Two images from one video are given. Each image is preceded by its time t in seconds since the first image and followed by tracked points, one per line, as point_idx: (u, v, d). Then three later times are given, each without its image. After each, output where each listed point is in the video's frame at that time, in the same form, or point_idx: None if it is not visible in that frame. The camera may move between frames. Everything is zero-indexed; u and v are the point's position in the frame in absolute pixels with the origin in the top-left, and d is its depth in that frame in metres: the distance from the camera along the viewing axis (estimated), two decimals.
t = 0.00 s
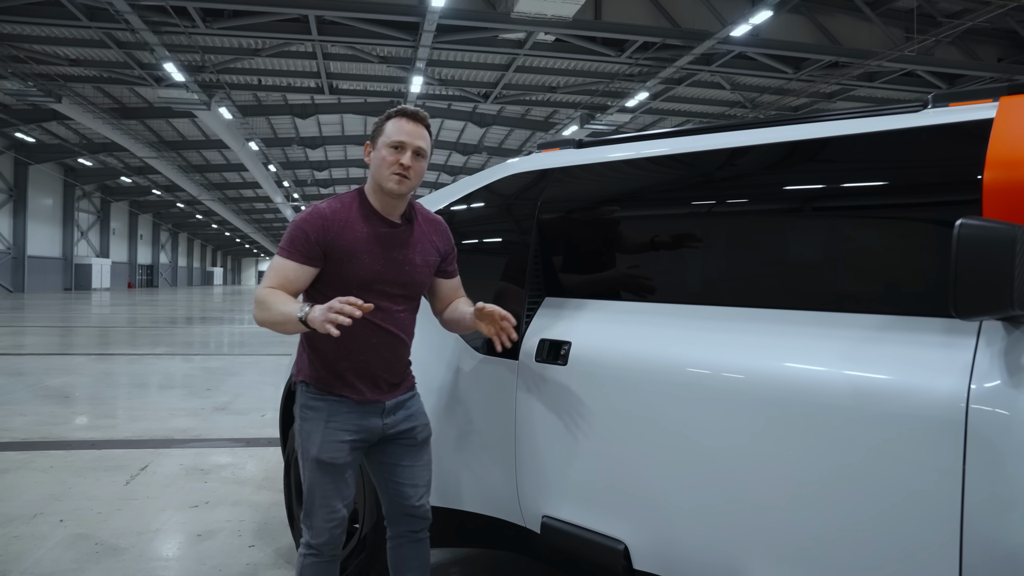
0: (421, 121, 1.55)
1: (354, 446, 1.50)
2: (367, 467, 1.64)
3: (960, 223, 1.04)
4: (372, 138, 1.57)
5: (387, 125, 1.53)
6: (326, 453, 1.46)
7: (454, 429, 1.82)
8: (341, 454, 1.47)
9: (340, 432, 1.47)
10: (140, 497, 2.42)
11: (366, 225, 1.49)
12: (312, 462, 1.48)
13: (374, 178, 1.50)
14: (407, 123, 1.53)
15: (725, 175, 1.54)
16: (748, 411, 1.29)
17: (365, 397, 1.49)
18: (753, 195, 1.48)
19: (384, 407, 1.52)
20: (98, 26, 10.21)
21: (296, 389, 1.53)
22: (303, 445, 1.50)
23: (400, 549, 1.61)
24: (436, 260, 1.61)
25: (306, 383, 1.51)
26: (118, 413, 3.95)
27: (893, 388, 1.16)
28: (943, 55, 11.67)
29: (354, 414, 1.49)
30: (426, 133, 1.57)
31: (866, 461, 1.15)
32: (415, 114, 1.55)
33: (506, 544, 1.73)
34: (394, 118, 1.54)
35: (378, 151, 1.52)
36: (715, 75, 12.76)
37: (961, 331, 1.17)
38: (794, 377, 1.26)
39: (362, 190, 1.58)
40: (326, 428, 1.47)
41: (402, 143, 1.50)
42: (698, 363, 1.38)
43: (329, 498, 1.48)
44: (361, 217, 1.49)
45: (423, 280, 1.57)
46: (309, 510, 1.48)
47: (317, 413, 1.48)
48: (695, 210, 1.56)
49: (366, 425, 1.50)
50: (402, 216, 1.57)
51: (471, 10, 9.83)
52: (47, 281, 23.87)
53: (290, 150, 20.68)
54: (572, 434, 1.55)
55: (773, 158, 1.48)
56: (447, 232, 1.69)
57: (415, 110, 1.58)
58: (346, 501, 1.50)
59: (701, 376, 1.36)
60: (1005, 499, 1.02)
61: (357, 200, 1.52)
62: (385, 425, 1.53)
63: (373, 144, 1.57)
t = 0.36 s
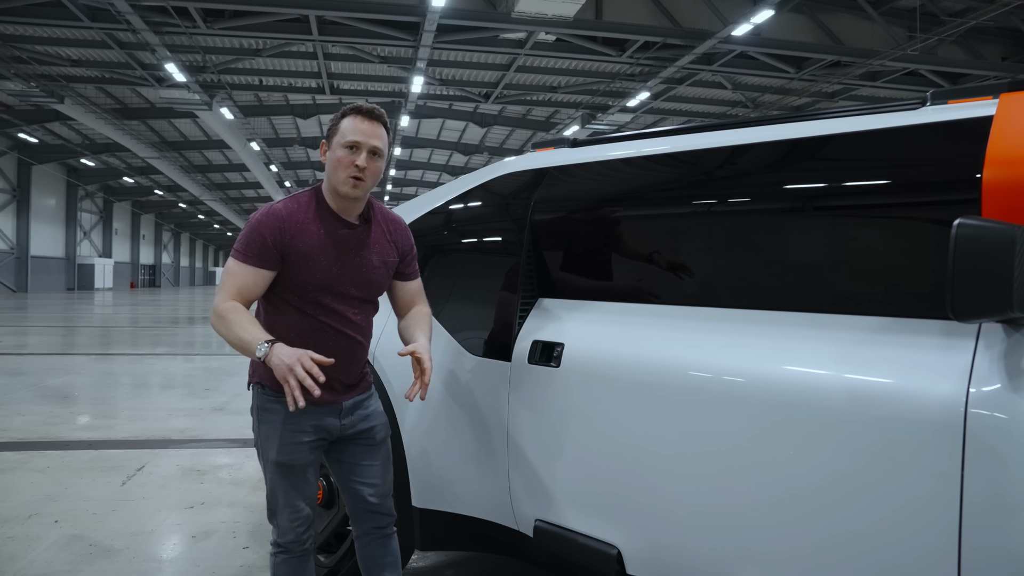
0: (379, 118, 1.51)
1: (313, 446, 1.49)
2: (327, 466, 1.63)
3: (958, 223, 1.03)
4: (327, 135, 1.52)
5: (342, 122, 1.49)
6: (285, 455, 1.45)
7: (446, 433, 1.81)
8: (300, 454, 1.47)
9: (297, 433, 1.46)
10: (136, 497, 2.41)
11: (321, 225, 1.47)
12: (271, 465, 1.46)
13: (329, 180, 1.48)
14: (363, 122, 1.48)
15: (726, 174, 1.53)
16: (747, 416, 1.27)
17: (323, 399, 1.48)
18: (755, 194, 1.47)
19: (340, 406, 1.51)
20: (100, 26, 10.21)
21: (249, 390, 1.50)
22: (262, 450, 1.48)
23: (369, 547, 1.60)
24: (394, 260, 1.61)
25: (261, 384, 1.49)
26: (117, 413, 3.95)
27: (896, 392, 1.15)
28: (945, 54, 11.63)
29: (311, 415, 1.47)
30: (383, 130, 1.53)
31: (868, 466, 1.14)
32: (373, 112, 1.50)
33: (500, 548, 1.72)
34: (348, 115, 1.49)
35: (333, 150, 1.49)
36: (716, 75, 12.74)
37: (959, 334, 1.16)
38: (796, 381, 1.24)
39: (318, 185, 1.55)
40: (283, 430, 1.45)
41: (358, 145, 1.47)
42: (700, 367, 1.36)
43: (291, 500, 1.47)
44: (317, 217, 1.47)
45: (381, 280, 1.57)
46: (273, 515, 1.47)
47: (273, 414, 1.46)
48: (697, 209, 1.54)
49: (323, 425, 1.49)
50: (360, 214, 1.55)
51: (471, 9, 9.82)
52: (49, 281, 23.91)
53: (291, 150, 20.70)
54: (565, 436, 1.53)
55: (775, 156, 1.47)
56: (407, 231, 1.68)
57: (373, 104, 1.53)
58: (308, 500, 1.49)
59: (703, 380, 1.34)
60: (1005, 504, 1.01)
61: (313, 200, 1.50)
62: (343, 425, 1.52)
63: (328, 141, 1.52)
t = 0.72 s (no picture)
0: (367, 119, 1.51)
1: (303, 450, 1.49)
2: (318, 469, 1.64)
3: (971, 222, 1.00)
4: (314, 137, 1.52)
5: (329, 123, 1.49)
6: (274, 460, 1.45)
7: (451, 435, 1.79)
8: (290, 459, 1.46)
9: (286, 438, 1.46)
10: (145, 499, 2.42)
11: (307, 228, 1.47)
12: (262, 470, 1.47)
13: (316, 182, 1.48)
14: (350, 123, 1.48)
15: (737, 173, 1.50)
16: (755, 419, 1.25)
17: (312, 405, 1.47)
18: (766, 194, 1.45)
19: (328, 411, 1.50)
20: (113, 30, 10.32)
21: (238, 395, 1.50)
22: (252, 455, 1.48)
23: (364, 548, 1.61)
24: (384, 261, 1.60)
25: (249, 390, 1.48)
26: (129, 414, 3.98)
27: (912, 398, 1.12)
28: (962, 53, 11.50)
29: (300, 420, 1.47)
30: (371, 132, 1.53)
31: (872, 467, 1.12)
32: (360, 113, 1.51)
33: (506, 552, 1.71)
34: (334, 117, 1.49)
35: (320, 153, 1.49)
36: (728, 75, 12.66)
37: (971, 336, 1.14)
38: (809, 386, 1.22)
39: (305, 188, 1.55)
40: (272, 436, 1.45)
41: (345, 147, 1.47)
42: (711, 370, 1.34)
43: (282, 504, 1.47)
44: (304, 219, 1.48)
45: (370, 282, 1.56)
46: (265, 519, 1.48)
47: (262, 419, 1.46)
48: (710, 208, 1.52)
49: (312, 429, 1.49)
50: (347, 217, 1.55)
51: (482, 11, 9.82)
52: (65, 282, 24.21)
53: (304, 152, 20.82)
54: (570, 439, 1.52)
55: (787, 155, 1.45)
56: (397, 232, 1.68)
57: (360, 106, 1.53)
58: (300, 504, 1.49)
59: (715, 384, 1.32)
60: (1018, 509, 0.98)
61: (301, 202, 1.50)
62: (332, 429, 1.52)
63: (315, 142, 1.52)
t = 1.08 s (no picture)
0: (360, 111, 1.51)
1: (304, 452, 1.48)
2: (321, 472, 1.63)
3: (992, 220, 0.97)
4: (307, 132, 1.52)
5: (321, 117, 1.49)
6: (275, 463, 1.44)
7: (462, 436, 1.77)
8: (291, 462, 1.45)
9: (287, 439, 1.45)
10: (156, 498, 2.43)
11: (305, 223, 1.47)
12: (263, 473, 1.45)
13: (312, 177, 1.47)
14: (342, 115, 1.48)
15: (753, 170, 1.47)
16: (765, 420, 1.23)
17: (315, 404, 1.47)
18: (783, 191, 1.42)
19: (331, 412, 1.49)
20: (130, 32, 10.43)
21: (240, 397, 1.49)
22: (254, 458, 1.48)
23: (369, 552, 1.60)
24: (384, 256, 1.59)
25: (250, 391, 1.48)
26: (144, 413, 4.01)
27: (928, 399, 1.09)
28: (983, 49, 11.30)
29: (300, 422, 1.46)
30: (364, 124, 1.53)
31: (876, 466, 1.10)
32: (351, 105, 1.51)
33: (516, 555, 1.69)
34: (325, 110, 1.49)
35: (313, 147, 1.48)
36: (744, 74, 12.54)
37: (993, 338, 1.11)
38: (823, 388, 1.19)
39: (299, 185, 1.54)
40: (273, 438, 1.44)
41: (339, 138, 1.47)
42: (728, 372, 1.30)
43: (285, 507, 1.46)
44: (301, 215, 1.47)
45: (371, 277, 1.56)
46: (268, 522, 1.47)
47: (262, 421, 1.45)
48: (725, 206, 1.49)
49: (314, 430, 1.48)
50: (345, 212, 1.55)
51: (496, 10, 9.80)
52: (84, 281, 24.52)
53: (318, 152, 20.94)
54: (579, 439, 1.50)
55: (805, 151, 1.41)
56: (397, 228, 1.67)
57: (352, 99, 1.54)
58: (302, 507, 1.48)
59: (732, 386, 1.29)
60: None
61: (297, 199, 1.50)
62: (333, 431, 1.51)
63: (308, 138, 1.52)
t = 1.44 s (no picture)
0: (363, 106, 1.50)
1: (318, 456, 1.46)
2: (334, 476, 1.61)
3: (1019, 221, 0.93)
4: (311, 131, 1.49)
5: (327, 113, 1.47)
6: (288, 468, 1.42)
7: (475, 438, 1.75)
8: (305, 467, 1.43)
9: (301, 443, 1.43)
10: (170, 498, 2.44)
11: (315, 221, 1.46)
12: (276, 478, 1.43)
13: (322, 175, 1.46)
14: (348, 111, 1.47)
15: (770, 169, 1.44)
16: (778, 425, 1.20)
17: (328, 406, 1.46)
18: (800, 190, 1.39)
19: (346, 415, 1.48)
20: (148, 34, 10.55)
21: (251, 401, 1.47)
22: (266, 462, 1.45)
23: (381, 557, 1.58)
24: (393, 253, 1.59)
25: (262, 394, 1.46)
26: (160, 413, 4.04)
27: (941, 403, 1.06)
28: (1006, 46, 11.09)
29: (314, 424, 1.45)
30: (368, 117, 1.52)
31: (880, 465, 1.08)
32: (355, 100, 1.49)
33: (528, 560, 1.67)
34: (331, 107, 1.47)
35: (321, 145, 1.47)
36: (760, 73, 12.42)
37: (1019, 341, 1.08)
38: (839, 392, 1.15)
39: (304, 185, 1.52)
40: (286, 442, 1.43)
41: (349, 134, 1.45)
42: (744, 376, 1.27)
43: (299, 512, 1.44)
44: (310, 212, 1.46)
45: (381, 274, 1.55)
46: (281, 527, 1.46)
47: (275, 425, 1.43)
48: (741, 206, 1.46)
49: (328, 433, 1.46)
50: (353, 209, 1.54)
51: (511, 10, 9.79)
52: (103, 281, 24.85)
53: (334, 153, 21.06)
54: (589, 441, 1.48)
55: (823, 149, 1.38)
56: (406, 226, 1.67)
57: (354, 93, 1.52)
58: (316, 512, 1.46)
59: (748, 390, 1.25)
60: None
61: (303, 197, 1.48)
62: (348, 435, 1.49)
63: (314, 137, 1.49)
